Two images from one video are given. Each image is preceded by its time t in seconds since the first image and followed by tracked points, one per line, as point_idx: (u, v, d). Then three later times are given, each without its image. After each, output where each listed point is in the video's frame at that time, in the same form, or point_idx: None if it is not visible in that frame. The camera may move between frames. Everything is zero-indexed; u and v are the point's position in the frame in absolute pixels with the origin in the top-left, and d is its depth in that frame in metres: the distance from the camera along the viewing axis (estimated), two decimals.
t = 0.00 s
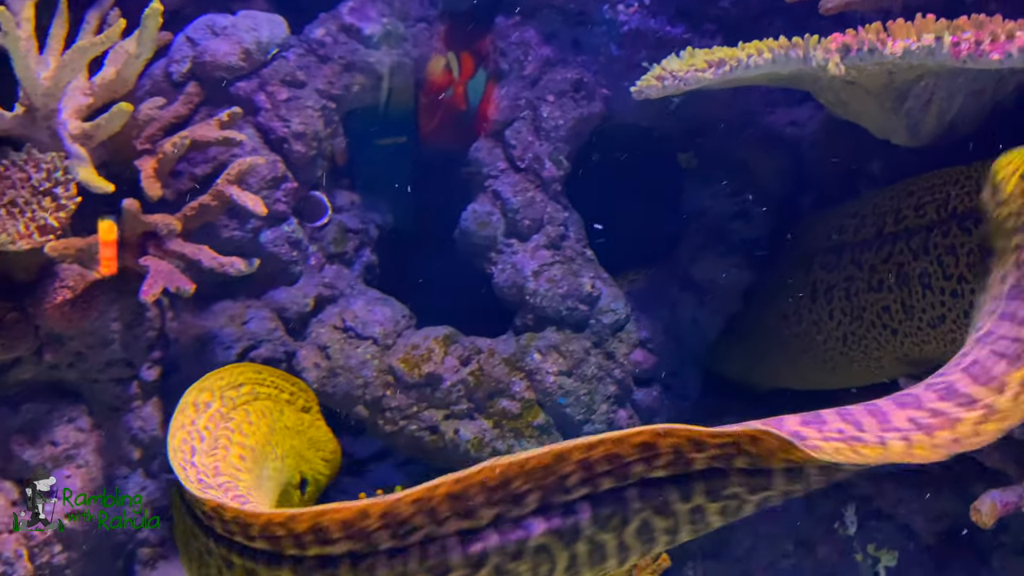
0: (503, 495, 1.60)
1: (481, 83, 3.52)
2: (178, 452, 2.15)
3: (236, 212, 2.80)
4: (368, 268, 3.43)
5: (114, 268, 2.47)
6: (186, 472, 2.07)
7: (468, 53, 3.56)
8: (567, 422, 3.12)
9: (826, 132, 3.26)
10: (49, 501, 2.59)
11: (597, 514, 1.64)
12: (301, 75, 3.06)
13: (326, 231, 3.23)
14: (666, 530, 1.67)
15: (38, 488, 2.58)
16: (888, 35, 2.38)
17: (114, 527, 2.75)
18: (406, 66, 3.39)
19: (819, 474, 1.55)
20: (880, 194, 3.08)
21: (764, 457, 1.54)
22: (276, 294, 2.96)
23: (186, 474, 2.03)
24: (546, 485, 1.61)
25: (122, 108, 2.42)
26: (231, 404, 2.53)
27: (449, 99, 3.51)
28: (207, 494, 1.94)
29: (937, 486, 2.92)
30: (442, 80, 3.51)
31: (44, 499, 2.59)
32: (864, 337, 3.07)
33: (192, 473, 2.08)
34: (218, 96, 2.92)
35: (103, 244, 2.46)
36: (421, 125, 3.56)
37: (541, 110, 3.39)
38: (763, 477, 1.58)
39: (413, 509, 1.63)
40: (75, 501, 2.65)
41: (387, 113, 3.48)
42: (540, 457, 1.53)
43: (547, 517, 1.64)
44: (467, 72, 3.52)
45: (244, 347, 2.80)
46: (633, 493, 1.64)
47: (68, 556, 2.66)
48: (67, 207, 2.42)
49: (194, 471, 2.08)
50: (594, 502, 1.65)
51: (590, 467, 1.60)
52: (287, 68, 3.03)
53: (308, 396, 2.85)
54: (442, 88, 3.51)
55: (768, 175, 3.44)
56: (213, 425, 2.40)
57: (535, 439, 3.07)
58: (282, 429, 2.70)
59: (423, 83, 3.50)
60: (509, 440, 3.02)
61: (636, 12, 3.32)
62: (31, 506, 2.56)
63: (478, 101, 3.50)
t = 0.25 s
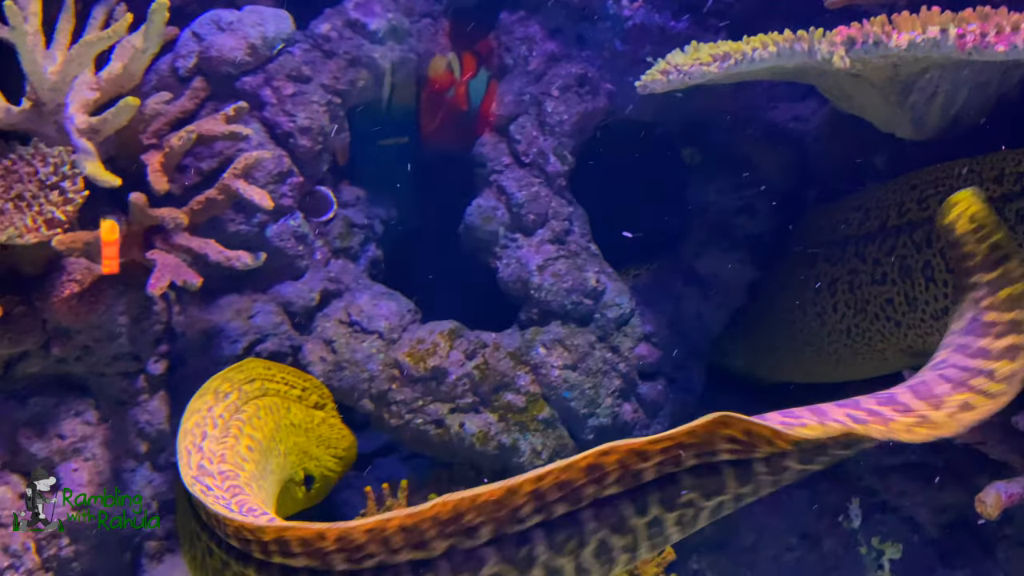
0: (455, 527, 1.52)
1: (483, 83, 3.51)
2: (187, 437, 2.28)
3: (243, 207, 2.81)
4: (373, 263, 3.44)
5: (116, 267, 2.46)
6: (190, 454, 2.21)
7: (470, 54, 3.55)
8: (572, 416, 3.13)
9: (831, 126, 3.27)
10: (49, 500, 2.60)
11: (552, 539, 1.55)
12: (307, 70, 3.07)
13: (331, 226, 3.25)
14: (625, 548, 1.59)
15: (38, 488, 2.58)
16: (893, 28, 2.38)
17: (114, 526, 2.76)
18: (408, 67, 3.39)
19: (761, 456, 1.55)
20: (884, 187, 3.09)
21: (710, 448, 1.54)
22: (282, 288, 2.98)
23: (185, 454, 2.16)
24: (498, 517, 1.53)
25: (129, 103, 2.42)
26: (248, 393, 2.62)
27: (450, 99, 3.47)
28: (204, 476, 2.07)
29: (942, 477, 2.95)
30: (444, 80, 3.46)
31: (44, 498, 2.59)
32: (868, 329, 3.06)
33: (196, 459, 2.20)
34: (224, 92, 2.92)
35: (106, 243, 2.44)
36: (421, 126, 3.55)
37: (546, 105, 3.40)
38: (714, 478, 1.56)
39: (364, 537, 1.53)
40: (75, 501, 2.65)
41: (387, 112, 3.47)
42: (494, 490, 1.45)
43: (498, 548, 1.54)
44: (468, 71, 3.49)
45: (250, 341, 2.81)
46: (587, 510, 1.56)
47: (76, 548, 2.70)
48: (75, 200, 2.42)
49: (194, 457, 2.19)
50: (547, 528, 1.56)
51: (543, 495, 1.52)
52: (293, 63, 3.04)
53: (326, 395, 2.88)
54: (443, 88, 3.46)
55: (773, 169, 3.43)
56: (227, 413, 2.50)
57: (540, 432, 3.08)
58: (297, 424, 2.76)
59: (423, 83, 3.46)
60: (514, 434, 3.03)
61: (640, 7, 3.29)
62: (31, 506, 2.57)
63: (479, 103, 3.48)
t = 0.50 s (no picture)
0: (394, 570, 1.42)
1: (485, 83, 3.49)
2: (208, 415, 2.33)
3: (251, 199, 2.83)
4: (380, 256, 3.44)
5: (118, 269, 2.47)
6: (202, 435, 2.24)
7: (470, 53, 3.52)
8: (579, 409, 3.13)
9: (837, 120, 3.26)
10: (49, 500, 2.60)
11: None
12: (314, 63, 3.08)
13: (338, 219, 3.26)
14: None
15: (38, 488, 2.60)
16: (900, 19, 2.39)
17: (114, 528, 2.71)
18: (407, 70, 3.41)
19: (690, 461, 1.38)
20: (888, 178, 3.11)
21: (646, 472, 1.38)
22: (290, 280, 2.98)
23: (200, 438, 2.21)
24: (436, 564, 1.40)
25: (138, 94, 2.41)
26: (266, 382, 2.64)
27: (451, 99, 3.49)
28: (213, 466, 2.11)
29: (947, 469, 2.98)
30: (444, 81, 3.48)
31: (44, 499, 2.60)
32: (873, 319, 3.06)
33: (209, 445, 2.23)
34: (231, 84, 2.94)
35: (108, 242, 2.44)
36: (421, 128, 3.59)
37: (552, 97, 3.41)
38: (656, 502, 1.38)
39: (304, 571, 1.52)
40: (75, 501, 2.64)
41: (391, 111, 3.49)
42: (429, 540, 1.36)
43: None
44: (470, 71, 3.49)
45: (259, 333, 2.83)
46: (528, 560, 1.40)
47: (87, 538, 2.68)
48: (84, 191, 2.43)
49: (207, 440, 2.23)
50: None
51: (483, 545, 1.39)
52: (300, 56, 3.05)
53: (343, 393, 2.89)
54: (444, 87, 3.48)
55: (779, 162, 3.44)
56: (246, 400, 2.52)
57: (547, 424, 3.09)
58: (312, 420, 2.77)
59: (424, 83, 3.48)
60: (521, 425, 3.05)
61: None
62: (31, 506, 2.57)
63: (481, 102, 3.48)
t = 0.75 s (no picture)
0: None
1: (487, 81, 3.54)
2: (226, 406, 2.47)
3: (259, 190, 2.85)
4: (386, 248, 3.45)
5: (121, 266, 2.50)
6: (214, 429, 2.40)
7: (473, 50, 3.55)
8: (586, 400, 3.15)
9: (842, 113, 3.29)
10: (48, 501, 2.57)
11: None
12: (321, 55, 3.09)
13: (345, 211, 3.27)
14: None
15: (38, 488, 2.55)
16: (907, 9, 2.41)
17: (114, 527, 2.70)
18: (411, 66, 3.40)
19: (630, 504, 1.65)
20: (893, 169, 3.11)
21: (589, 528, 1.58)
22: (298, 272, 3.00)
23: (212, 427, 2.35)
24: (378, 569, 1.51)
25: (147, 85, 2.40)
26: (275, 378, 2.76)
27: (455, 97, 3.50)
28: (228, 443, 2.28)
29: (955, 459, 2.96)
30: (447, 79, 3.49)
31: (44, 499, 2.57)
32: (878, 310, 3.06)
33: (226, 430, 2.33)
34: (239, 77, 2.95)
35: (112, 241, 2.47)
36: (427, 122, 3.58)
37: (558, 90, 3.41)
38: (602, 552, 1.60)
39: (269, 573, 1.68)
40: (75, 501, 2.63)
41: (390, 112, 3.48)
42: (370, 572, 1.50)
43: None
44: (472, 69, 3.52)
45: (267, 324, 2.87)
46: None
47: (98, 529, 2.68)
48: (94, 182, 2.42)
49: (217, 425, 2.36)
50: None
51: None
52: (307, 48, 3.06)
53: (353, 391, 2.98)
54: (447, 85, 3.49)
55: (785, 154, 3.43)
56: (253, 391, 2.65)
57: (553, 415, 3.10)
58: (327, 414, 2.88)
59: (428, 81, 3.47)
60: (528, 416, 3.04)
61: None
62: (31, 506, 2.54)
63: (484, 100, 3.51)
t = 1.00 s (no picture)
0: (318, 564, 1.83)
1: (490, 78, 3.54)
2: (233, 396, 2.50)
3: (266, 182, 2.84)
4: (393, 240, 3.46)
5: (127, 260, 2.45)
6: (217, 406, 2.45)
7: (476, 46, 3.53)
8: (592, 391, 3.15)
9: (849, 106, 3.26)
10: (49, 501, 2.56)
11: None
12: (327, 47, 3.09)
13: (352, 203, 3.28)
14: None
15: (38, 488, 2.55)
16: None
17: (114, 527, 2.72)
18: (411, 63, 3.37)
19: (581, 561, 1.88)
20: (897, 159, 3.11)
21: None
22: (304, 264, 3.02)
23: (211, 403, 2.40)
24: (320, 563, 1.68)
25: (154, 75, 2.39)
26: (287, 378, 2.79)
27: (459, 94, 3.50)
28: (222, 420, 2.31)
29: (962, 450, 3.00)
30: (451, 75, 3.48)
31: (44, 498, 2.56)
32: (884, 299, 3.05)
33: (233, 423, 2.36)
34: (247, 68, 2.95)
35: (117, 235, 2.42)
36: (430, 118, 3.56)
37: (564, 81, 3.40)
38: None
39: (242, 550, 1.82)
40: (75, 501, 2.64)
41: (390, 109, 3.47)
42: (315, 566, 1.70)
43: None
44: (475, 65, 3.51)
45: (274, 316, 2.89)
46: None
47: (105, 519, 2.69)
48: (102, 172, 2.42)
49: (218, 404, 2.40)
50: None
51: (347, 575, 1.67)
52: (314, 39, 3.05)
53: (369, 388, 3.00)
54: (450, 82, 3.49)
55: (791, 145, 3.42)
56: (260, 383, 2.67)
57: (560, 406, 3.09)
58: (345, 416, 2.89)
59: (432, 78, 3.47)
60: (534, 407, 3.04)
61: None
62: (31, 507, 2.54)
63: (487, 97, 3.52)
